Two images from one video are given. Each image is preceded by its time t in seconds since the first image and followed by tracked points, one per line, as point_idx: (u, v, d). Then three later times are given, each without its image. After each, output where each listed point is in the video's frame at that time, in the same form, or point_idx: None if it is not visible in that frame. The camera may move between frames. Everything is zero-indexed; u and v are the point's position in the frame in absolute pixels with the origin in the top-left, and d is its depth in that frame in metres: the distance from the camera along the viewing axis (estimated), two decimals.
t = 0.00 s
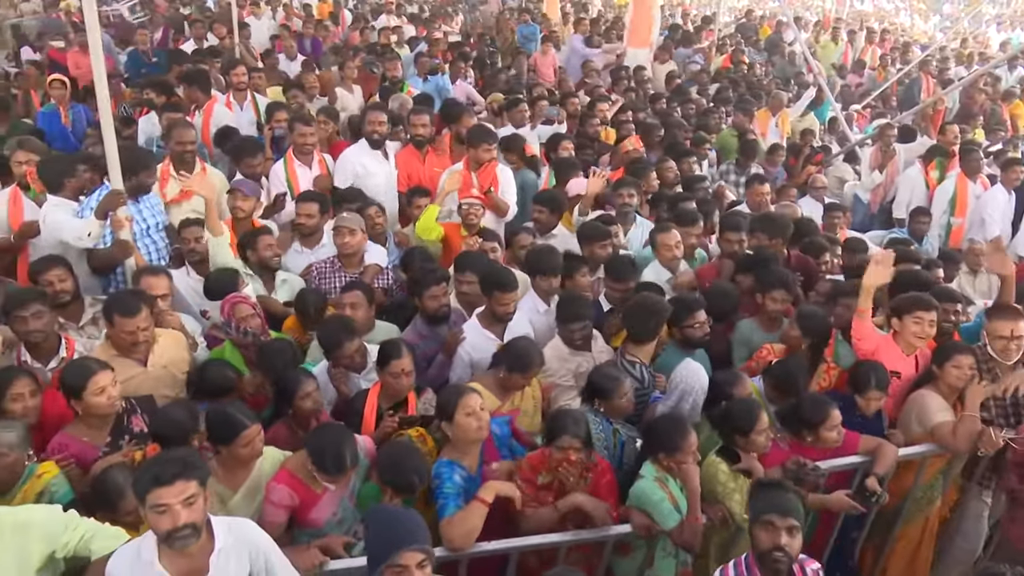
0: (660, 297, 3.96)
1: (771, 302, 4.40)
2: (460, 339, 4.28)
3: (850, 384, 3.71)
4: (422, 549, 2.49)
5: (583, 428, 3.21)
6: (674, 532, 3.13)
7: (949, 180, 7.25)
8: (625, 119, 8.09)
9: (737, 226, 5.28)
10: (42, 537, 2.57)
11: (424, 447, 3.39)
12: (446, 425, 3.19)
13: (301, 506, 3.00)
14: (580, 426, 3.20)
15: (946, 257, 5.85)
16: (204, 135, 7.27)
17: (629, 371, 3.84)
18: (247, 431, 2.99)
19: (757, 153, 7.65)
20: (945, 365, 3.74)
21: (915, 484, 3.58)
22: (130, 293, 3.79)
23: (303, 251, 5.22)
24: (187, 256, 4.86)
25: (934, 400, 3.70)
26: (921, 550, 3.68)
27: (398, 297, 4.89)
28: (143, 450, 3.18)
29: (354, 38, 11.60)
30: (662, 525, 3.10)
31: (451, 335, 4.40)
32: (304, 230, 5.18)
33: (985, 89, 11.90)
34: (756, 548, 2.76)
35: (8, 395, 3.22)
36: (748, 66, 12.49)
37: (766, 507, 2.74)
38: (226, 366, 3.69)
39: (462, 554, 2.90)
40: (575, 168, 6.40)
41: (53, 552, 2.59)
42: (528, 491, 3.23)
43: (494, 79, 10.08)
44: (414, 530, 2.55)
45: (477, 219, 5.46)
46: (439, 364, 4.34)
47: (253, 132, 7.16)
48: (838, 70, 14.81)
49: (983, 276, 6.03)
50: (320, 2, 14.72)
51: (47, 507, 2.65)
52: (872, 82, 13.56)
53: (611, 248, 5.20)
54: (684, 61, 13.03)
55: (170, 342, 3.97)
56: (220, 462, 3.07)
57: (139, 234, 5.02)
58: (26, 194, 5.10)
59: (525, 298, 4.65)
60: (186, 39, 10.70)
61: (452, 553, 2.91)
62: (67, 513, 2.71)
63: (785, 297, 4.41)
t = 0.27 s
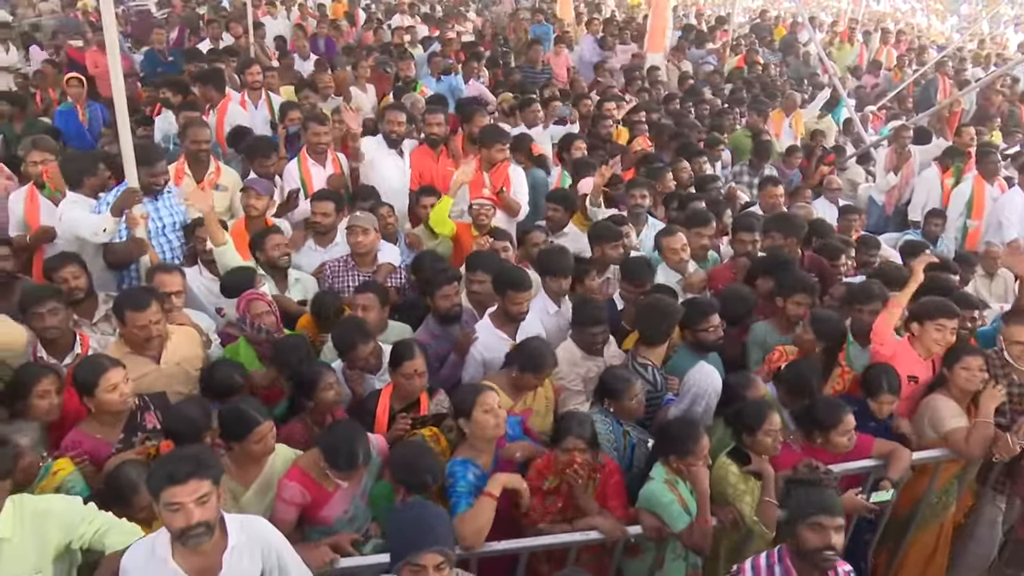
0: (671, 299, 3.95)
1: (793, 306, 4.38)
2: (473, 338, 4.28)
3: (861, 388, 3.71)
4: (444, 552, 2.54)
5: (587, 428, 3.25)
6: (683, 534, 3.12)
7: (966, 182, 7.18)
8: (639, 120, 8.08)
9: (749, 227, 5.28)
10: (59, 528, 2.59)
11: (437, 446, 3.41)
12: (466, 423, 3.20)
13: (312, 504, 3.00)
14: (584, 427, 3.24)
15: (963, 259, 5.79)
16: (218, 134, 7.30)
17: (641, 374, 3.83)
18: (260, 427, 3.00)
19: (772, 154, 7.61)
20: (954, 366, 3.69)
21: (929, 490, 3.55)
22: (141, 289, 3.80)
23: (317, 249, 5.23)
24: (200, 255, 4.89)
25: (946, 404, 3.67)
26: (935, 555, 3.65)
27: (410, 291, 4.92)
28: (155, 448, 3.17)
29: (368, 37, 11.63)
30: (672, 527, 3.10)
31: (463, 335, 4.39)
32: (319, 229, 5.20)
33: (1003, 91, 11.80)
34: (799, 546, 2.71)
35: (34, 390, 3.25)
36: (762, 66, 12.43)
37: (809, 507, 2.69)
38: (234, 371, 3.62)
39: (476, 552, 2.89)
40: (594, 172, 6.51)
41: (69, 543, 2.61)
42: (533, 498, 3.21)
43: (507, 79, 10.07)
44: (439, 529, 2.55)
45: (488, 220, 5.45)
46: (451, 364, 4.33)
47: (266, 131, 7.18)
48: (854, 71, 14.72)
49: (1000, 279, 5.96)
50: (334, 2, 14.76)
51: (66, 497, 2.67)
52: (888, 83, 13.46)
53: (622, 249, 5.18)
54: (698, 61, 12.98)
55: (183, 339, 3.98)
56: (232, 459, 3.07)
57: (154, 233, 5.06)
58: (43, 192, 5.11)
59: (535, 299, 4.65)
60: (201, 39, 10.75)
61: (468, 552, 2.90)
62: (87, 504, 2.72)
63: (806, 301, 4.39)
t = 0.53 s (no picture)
0: (681, 301, 3.94)
1: (802, 306, 4.34)
2: (484, 338, 4.29)
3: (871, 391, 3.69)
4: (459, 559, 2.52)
5: (588, 430, 3.28)
6: (692, 536, 3.11)
7: (981, 185, 7.13)
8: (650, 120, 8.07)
9: (759, 228, 5.28)
10: (74, 521, 2.61)
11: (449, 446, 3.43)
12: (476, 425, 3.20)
13: (322, 503, 3.01)
14: (586, 429, 3.27)
15: (977, 262, 5.75)
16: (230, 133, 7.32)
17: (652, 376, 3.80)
18: (270, 425, 3.01)
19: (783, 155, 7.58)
20: (965, 370, 3.67)
21: (941, 495, 3.53)
22: (151, 285, 3.84)
23: (329, 248, 5.25)
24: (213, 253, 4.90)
25: (958, 407, 3.65)
26: (947, 560, 3.64)
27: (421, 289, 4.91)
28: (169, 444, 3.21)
29: (379, 37, 11.64)
30: (681, 529, 3.09)
31: (474, 335, 4.39)
32: (333, 229, 5.22)
33: (1018, 93, 11.71)
34: (836, 542, 2.72)
35: (51, 388, 3.27)
36: (775, 67, 12.38)
37: (851, 502, 2.71)
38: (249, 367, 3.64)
39: (500, 550, 2.90)
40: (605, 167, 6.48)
41: (83, 537, 2.62)
42: (539, 505, 3.24)
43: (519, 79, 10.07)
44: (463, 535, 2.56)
45: (499, 220, 5.44)
46: (462, 364, 4.33)
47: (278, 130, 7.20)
48: (867, 72, 14.65)
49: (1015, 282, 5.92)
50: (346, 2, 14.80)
51: (80, 491, 2.69)
52: (902, 84, 13.39)
53: (631, 249, 5.15)
54: (710, 62, 12.95)
55: (195, 336, 4.00)
56: (243, 456, 3.08)
57: (167, 231, 5.07)
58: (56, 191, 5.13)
59: (546, 299, 4.65)
60: (214, 38, 10.79)
61: (492, 549, 2.91)
62: (101, 500, 2.74)
63: (814, 299, 4.34)
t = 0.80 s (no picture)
0: (691, 303, 3.95)
1: (813, 307, 4.32)
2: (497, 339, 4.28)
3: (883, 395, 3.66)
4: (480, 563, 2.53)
5: (593, 434, 3.19)
6: (702, 538, 3.10)
7: (997, 187, 7.08)
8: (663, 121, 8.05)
9: (772, 230, 5.21)
10: (90, 517, 2.62)
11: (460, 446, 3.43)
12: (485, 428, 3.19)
13: (333, 502, 3.02)
14: (590, 434, 3.18)
15: (993, 265, 5.71)
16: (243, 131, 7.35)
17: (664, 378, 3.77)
18: (281, 424, 3.01)
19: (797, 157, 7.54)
20: (983, 376, 3.65)
21: (955, 500, 3.50)
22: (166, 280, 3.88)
23: (343, 247, 5.26)
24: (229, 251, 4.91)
25: (973, 412, 3.62)
26: (960, 565, 3.62)
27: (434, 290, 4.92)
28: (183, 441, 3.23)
29: (393, 37, 11.66)
30: (691, 531, 3.09)
31: (487, 335, 4.39)
32: (349, 229, 5.23)
33: None
34: (859, 539, 2.73)
35: (62, 388, 3.28)
36: (789, 69, 12.33)
37: (874, 500, 2.71)
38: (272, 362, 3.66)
39: (519, 549, 2.93)
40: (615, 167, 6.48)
41: (99, 534, 2.63)
42: (547, 509, 3.22)
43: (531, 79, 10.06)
44: (483, 540, 2.54)
45: (512, 221, 5.48)
46: (475, 364, 4.33)
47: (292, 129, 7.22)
48: (882, 74, 14.57)
49: None
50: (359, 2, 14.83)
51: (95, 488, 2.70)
52: (917, 86, 13.31)
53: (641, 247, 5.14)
54: (723, 63, 12.91)
55: (208, 333, 4.01)
56: (254, 455, 3.09)
57: (182, 228, 5.08)
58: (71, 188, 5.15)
59: (558, 299, 4.66)
60: (229, 38, 10.84)
61: (512, 549, 2.94)
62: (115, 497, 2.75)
63: (824, 300, 4.33)
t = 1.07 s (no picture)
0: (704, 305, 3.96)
1: (828, 310, 4.32)
2: (511, 339, 4.27)
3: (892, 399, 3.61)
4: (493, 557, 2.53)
5: (603, 438, 3.18)
6: (712, 541, 3.08)
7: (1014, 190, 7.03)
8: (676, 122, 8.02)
9: (782, 232, 5.18)
10: (105, 516, 2.62)
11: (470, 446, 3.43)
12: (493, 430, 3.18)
13: (345, 501, 3.01)
14: (599, 438, 3.17)
15: (1009, 268, 5.66)
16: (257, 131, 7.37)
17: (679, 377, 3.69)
18: (290, 425, 3.02)
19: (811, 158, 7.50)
20: (998, 380, 3.65)
21: (967, 504, 3.48)
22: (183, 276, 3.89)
23: (357, 247, 5.28)
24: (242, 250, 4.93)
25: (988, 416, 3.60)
26: (973, 567, 3.61)
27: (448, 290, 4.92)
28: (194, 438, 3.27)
29: (406, 37, 11.68)
30: (702, 533, 3.07)
31: (501, 336, 4.39)
32: (362, 230, 5.25)
33: None
34: (883, 532, 2.71)
35: (76, 389, 3.30)
36: (803, 70, 12.27)
37: (898, 489, 2.68)
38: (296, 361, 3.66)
39: (528, 549, 2.93)
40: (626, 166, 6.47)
41: (115, 532, 2.64)
42: (557, 513, 3.21)
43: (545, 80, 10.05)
44: (492, 533, 2.54)
45: (525, 221, 5.53)
46: (488, 364, 4.34)
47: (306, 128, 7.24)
48: (898, 75, 14.47)
49: None
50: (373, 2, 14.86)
51: (109, 487, 2.71)
52: (932, 87, 13.22)
53: (650, 246, 5.16)
54: (738, 63, 12.85)
55: (224, 331, 4.04)
56: (263, 454, 3.10)
57: (196, 226, 5.13)
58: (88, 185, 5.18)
59: (573, 299, 4.67)
60: (243, 37, 10.88)
61: (519, 549, 2.93)
62: (129, 495, 2.75)
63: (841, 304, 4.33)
